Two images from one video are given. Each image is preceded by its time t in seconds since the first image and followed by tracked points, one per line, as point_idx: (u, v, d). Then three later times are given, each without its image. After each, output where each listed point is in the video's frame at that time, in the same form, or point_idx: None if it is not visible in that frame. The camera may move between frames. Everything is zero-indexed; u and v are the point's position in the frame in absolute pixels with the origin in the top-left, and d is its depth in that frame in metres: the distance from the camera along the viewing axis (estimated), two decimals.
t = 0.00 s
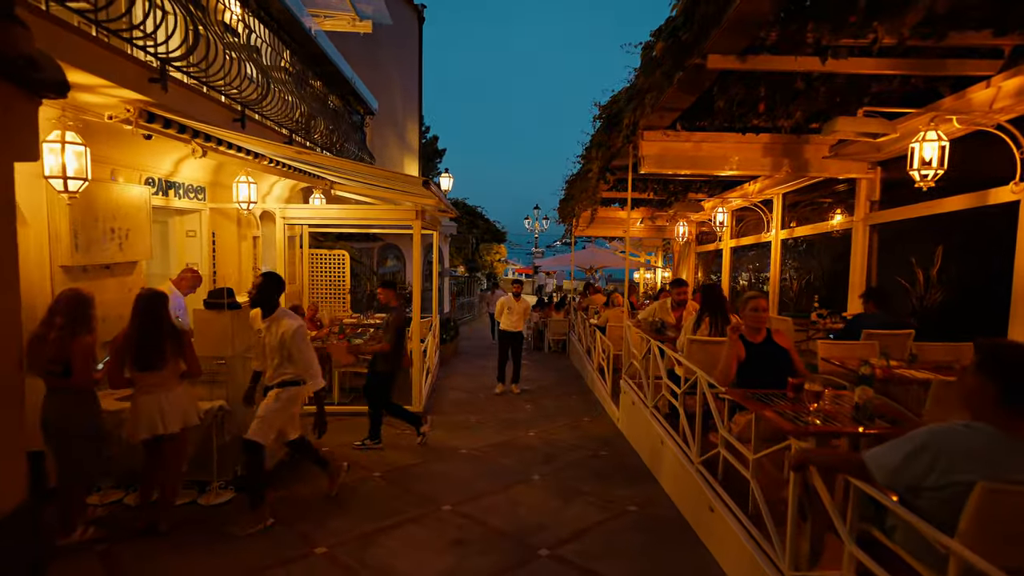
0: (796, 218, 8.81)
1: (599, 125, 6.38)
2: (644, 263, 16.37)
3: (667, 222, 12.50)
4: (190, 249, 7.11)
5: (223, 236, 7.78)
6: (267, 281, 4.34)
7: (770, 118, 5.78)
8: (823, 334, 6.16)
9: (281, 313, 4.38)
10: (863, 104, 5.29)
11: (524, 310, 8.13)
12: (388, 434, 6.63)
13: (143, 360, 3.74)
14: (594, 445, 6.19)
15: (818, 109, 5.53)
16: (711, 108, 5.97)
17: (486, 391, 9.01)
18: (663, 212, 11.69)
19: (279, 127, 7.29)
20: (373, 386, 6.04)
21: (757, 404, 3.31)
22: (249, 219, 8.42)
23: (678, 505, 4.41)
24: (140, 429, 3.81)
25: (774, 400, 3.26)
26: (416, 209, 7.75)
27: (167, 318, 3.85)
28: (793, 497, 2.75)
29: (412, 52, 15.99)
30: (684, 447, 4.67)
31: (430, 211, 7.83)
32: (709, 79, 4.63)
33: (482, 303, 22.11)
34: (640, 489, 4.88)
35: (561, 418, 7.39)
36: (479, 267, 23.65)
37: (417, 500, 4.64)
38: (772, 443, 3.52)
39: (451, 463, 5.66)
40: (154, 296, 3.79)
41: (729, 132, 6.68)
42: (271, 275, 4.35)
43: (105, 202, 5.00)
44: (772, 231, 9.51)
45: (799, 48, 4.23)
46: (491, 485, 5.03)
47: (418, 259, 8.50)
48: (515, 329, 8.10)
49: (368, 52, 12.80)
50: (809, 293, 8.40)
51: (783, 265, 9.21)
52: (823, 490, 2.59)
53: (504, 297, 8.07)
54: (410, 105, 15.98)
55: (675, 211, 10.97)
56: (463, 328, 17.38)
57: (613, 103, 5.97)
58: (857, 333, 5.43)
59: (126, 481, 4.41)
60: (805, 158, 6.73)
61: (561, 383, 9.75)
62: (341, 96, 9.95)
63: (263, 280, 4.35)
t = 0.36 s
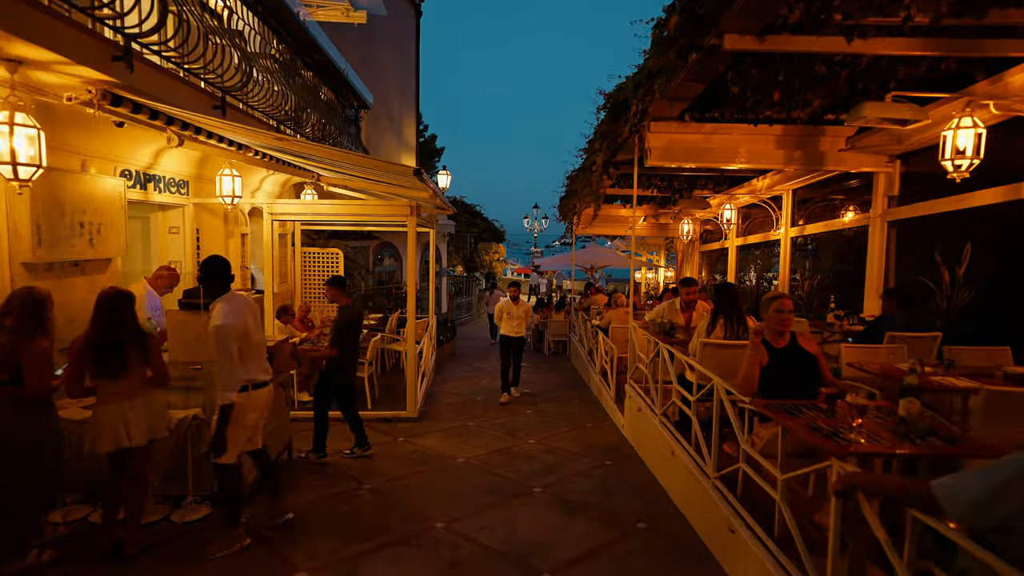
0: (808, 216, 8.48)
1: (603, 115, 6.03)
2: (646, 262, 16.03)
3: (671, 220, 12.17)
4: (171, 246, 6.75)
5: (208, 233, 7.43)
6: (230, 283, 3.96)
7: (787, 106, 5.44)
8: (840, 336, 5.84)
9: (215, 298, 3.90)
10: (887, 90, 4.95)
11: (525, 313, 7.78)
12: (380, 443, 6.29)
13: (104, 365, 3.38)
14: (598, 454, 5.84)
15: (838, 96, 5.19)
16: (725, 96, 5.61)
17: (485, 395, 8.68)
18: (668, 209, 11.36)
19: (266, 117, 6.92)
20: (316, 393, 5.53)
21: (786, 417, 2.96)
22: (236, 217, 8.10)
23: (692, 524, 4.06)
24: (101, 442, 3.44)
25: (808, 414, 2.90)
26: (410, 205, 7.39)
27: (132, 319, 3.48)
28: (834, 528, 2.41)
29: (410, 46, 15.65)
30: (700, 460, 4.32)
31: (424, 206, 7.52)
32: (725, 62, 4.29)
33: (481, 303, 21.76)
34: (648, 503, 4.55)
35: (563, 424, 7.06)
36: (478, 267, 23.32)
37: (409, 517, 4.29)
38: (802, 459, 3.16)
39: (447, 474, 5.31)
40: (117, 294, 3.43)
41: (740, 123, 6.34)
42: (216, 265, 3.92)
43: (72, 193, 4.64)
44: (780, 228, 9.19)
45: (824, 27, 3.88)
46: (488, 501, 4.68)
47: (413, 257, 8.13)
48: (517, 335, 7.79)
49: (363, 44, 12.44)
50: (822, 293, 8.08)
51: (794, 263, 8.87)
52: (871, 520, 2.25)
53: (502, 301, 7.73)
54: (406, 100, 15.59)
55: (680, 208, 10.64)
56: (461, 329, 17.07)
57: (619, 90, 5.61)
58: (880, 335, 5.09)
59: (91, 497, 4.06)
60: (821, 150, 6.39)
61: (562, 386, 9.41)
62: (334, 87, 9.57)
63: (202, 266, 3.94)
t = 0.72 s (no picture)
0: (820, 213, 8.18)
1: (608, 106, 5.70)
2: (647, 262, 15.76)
3: (675, 218, 11.84)
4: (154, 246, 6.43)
5: (192, 232, 7.08)
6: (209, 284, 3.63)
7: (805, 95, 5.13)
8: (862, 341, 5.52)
9: (211, 292, 3.67)
10: (915, 78, 4.64)
11: (521, 314, 7.38)
12: (373, 453, 5.95)
13: (56, 379, 3.01)
14: (604, 466, 5.51)
15: (859, 85, 4.88)
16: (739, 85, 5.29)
17: (484, 400, 8.36)
18: (673, 207, 11.04)
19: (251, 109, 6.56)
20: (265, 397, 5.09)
21: (825, 439, 2.62)
22: (222, 214, 7.75)
23: (710, 551, 3.72)
24: (55, 466, 3.08)
25: (848, 434, 2.57)
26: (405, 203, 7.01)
27: (91, 327, 3.11)
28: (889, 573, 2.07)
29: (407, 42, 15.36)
30: (716, 478, 3.97)
31: (419, 204, 7.14)
32: (743, 46, 3.98)
33: (479, 304, 21.45)
34: (660, 523, 4.22)
35: (566, 432, 6.74)
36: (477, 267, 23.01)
37: (402, 542, 3.96)
38: (837, 483, 2.83)
39: (443, 490, 4.98)
40: (73, 300, 3.06)
41: (753, 115, 6.02)
42: (222, 260, 3.64)
43: (37, 188, 4.28)
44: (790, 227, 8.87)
45: (853, 3, 3.54)
46: (486, 519, 4.35)
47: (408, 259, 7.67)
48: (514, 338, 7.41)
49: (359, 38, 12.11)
50: (836, 294, 7.76)
51: (805, 263, 8.56)
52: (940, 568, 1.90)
53: (496, 304, 7.36)
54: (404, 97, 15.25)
55: (685, 207, 10.32)
56: (460, 330, 16.75)
57: (627, 78, 5.28)
58: (907, 341, 4.73)
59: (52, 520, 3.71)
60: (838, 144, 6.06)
61: (564, 391, 9.08)
62: (326, 81, 9.23)
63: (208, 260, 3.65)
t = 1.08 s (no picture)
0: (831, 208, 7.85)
1: (612, 92, 5.35)
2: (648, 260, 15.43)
3: (678, 216, 11.49)
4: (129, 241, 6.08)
5: (172, 227, 6.71)
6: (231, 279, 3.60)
7: (823, 79, 4.79)
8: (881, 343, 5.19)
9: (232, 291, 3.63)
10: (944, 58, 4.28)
11: (521, 317, 6.96)
12: (360, 462, 5.59)
13: None
14: (606, 476, 5.17)
15: (882, 68, 4.54)
16: (753, 68, 4.94)
17: (480, 404, 8.02)
18: (676, 204, 10.69)
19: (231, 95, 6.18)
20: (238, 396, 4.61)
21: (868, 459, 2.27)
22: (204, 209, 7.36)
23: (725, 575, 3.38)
24: None
25: (895, 453, 2.22)
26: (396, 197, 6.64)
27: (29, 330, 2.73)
28: None
29: (402, 34, 14.96)
30: (732, 496, 3.62)
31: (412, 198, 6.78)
32: (762, 18, 3.62)
33: (476, 303, 21.08)
34: (669, 542, 3.87)
35: (565, 438, 6.40)
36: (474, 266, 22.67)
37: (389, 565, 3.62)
38: (875, 507, 2.49)
39: (434, 503, 4.63)
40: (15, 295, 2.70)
41: (764, 103, 5.68)
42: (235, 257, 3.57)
43: None
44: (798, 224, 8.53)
45: None
46: (480, 538, 4.00)
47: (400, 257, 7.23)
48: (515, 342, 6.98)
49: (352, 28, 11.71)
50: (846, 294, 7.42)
51: (813, 261, 8.22)
52: None
53: (495, 305, 7.00)
54: (399, 92, 14.87)
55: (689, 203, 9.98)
56: (456, 331, 16.39)
57: (631, 60, 4.93)
58: (934, 344, 4.40)
59: None
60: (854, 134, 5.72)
61: (562, 394, 8.74)
62: (316, 70, 8.84)
63: (234, 256, 3.62)
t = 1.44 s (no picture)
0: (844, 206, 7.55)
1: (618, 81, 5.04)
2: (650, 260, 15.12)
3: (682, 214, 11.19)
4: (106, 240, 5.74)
5: (153, 225, 6.38)
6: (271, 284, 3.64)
7: (845, 66, 4.48)
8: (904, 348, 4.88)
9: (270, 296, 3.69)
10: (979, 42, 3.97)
11: (533, 319, 6.57)
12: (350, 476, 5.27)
13: None
14: (613, 491, 4.85)
15: (910, 53, 4.22)
16: (771, 54, 4.62)
17: (479, 409, 7.70)
18: (680, 201, 10.37)
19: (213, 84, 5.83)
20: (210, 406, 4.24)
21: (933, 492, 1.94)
22: (186, 205, 7.07)
23: None
24: None
25: (969, 490, 1.89)
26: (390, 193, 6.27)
27: None
28: None
29: (398, 28, 14.61)
30: (758, 518, 3.30)
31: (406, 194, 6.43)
32: None
33: (474, 304, 20.73)
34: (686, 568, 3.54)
35: (568, 447, 6.08)
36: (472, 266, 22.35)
37: None
38: (934, 545, 2.16)
39: (430, 522, 4.30)
40: None
41: (780, 93, 5.37)
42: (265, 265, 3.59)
43: None
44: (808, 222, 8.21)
45: None
46: (477, 563, 3.68)
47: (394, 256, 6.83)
48: (525, 346, 6.56)
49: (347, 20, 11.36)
50: (860, 294, 7.11)
51: (825, 261, 7.90)
52: None
53: (506, 303, 6.63)
54: (395, 88, 14.55)
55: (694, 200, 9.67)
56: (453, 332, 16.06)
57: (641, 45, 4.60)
58: (967, 351, 4.10)
59: None
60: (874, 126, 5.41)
61: (564, 399, 8.41)
62: (307, 61, 8.48)
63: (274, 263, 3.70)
